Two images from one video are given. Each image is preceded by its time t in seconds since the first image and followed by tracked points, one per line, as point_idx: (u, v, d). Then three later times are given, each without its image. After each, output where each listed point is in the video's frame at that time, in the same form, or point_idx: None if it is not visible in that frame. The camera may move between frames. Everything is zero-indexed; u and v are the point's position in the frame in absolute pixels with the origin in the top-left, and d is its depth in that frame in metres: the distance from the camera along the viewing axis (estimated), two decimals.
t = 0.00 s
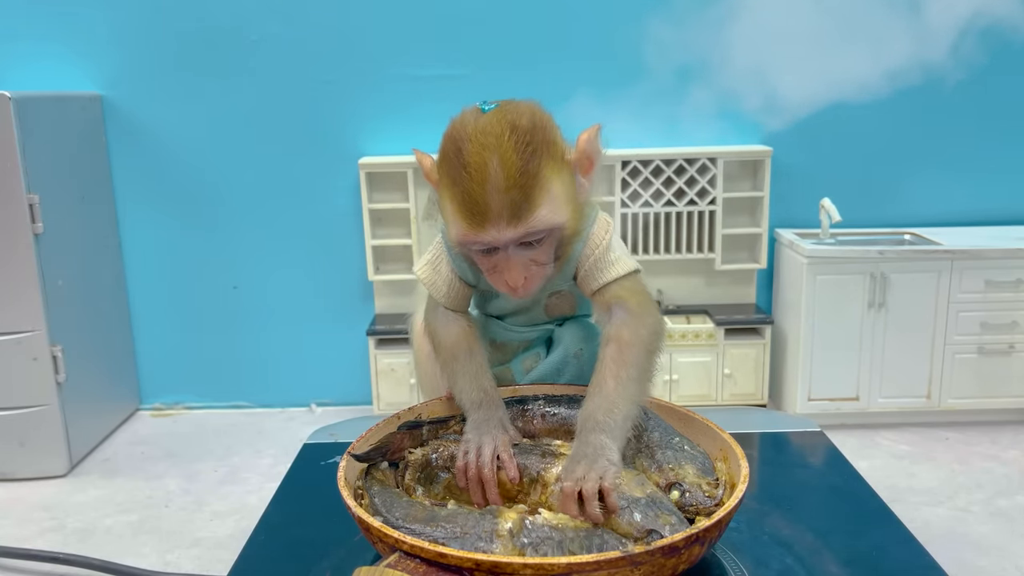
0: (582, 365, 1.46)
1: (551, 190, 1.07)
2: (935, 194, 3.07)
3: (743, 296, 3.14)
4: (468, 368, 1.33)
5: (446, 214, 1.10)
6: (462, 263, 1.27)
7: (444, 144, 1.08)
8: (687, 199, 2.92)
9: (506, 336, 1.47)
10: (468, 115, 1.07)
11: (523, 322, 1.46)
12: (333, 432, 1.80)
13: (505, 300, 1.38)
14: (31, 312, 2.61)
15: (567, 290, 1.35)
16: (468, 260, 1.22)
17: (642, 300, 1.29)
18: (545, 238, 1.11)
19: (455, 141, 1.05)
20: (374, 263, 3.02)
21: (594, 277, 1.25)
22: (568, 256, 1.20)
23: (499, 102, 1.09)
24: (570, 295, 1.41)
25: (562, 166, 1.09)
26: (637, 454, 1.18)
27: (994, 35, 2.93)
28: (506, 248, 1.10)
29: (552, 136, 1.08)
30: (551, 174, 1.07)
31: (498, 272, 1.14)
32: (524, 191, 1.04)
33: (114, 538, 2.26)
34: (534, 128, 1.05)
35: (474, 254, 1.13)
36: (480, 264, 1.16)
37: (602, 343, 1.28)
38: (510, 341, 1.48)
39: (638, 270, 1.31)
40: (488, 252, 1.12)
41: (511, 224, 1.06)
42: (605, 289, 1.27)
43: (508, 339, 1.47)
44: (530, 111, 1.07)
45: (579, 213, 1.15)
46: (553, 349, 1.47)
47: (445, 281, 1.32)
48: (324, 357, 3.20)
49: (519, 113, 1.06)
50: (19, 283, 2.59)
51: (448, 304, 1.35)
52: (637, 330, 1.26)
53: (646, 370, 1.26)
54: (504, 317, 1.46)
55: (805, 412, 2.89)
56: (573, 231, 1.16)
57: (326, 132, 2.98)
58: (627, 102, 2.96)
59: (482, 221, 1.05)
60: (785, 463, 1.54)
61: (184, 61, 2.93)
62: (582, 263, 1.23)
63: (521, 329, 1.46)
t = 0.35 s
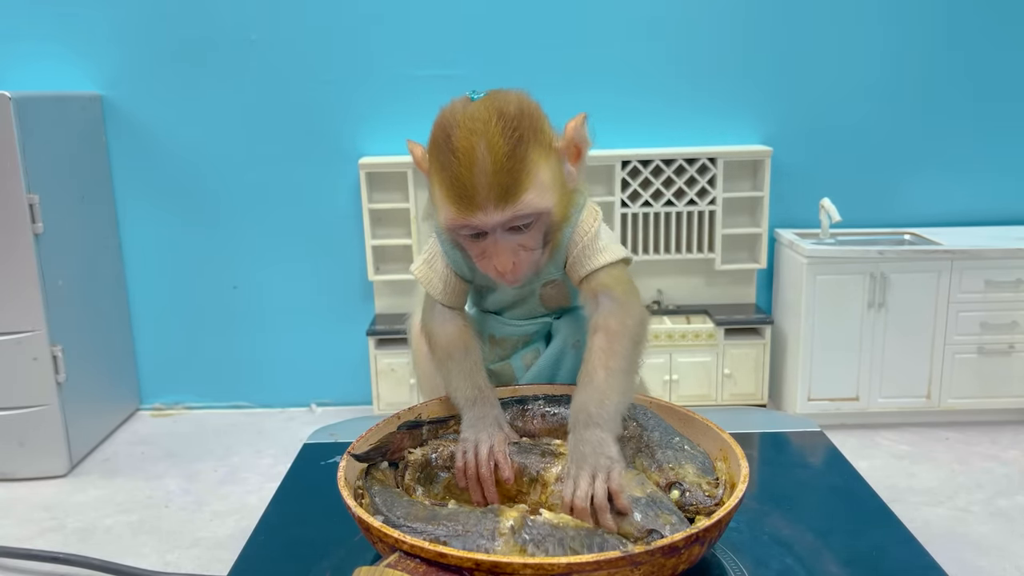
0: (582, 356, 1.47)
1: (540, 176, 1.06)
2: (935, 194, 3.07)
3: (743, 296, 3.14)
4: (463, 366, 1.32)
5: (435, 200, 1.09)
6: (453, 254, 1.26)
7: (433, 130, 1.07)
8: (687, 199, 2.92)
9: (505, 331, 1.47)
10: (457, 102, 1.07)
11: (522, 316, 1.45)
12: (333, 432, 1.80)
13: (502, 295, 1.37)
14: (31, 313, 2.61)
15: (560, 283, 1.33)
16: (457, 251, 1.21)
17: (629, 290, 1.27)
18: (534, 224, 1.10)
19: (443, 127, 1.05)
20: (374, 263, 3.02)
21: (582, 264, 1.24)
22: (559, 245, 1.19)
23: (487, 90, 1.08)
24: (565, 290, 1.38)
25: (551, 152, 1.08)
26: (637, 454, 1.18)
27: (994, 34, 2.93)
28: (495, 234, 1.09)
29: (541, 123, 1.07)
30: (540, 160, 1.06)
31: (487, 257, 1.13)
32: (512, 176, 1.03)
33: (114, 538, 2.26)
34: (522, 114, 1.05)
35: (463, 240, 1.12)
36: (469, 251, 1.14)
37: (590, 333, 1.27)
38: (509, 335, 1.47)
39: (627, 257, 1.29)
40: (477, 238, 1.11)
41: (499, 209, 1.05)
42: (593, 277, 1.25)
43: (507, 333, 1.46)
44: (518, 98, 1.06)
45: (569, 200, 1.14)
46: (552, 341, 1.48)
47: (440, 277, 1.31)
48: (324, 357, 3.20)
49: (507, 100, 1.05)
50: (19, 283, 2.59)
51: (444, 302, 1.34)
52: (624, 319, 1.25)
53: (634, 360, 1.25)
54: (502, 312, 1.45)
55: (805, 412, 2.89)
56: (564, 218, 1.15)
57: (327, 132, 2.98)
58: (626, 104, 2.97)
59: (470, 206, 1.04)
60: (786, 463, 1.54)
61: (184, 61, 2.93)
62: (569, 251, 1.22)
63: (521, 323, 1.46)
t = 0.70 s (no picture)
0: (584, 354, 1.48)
1: (581, 186, 1.06)
2: (935, 194, 3.07)
3: (743, 296, 3.14)
4: (453, 372, 1.29)
5: (473, 209, 1.08)
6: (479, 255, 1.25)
7: (471, 137, 1.06)
8: (687, 200, 2.92)
9: (511, 328, 1.50)
10: (497, 108, 1.05)
11: (526, 313, 1.49)
12: (333, 432, 1.80)
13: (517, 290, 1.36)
14: (31, 313, 2.61)
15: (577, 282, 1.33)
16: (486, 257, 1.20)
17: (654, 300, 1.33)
18: (573, 234, 1.10)
19: (484, 136, 1.03)
20: (374, 263, 3.02)
21: (614, 269, 1.26)
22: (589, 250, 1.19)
23: (525, 96, 1.07)
24: (580, 287, 1.41)
25: (590, 161, 1.08)
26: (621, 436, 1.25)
27: (993, 34, 2.93)
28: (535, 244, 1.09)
29: (580, 132, 1.07)
30: (580, 170, 1.06)
31: (523, 266, 1.13)
32: (556, 189, 1.03)
33: (114, 538, 2.26)
34: (564, 123, 1.04)
35: (501, 249, 1.12)
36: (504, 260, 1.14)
37: (620, 332, 1.31)
38: (513, 333, 1.52)
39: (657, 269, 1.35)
40: (515, 248, 1.10)
41: (542, 220, 1.05)
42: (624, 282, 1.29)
43: (512, 331, 1.50)
44: (558, 106, 1.05)
45: (604, 207, 1.13)
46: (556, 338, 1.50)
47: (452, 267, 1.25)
48: (324, 357, 3.20)
49: (548, 108, 1.04)
50: (19, 283, 2.59)
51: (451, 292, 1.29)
52: (655, 322, 1.30)
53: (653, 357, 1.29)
54: (508, 309, 1.48)
55: (805, 412, 2.89)
56: (599, 225, 1.15)
57: (326, 132, 2.98)
58: (625, 103, 2.97)
59: (513, 217, 1.04)
60: (785, 463, 1.54)
61: (185, 61, 2.93)
62: (604, 255, 1.23)
63: (526, 321, 1.50)
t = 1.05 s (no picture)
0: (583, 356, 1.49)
1: (589, 168, 1.09)
2: (935, 194, 3.07)
3: (743, 296, 3.14)
4: (465, 352, 1.37)
5: (483, 187, 1.11)
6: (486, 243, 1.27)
7: (483, 114, 1.09)
8: (687, 199, 2.92)
9: (512, 324, 1.52)
10: (510, 88, 1.09)
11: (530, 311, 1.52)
12: (333, 432, 1.80)
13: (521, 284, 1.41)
14: (31, 312, 2.61)
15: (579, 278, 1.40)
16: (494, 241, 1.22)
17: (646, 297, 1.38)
18: (579, 216, 1.13)
19: (496, 113, 1.06)
20: (374, 263, 3.02)
21: (613, 264, 1.33)
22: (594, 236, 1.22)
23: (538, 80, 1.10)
24: (581, 283, 1.48)
25: (598, 146, 1.11)
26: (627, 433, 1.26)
27: (993, 34, 2.93)
28: (542, 223, 1.11)
29: (590, 116, 1.10)
30: (589, 152, 1.09)
31: (528, 248, 1.15)
32: (565, 166, 1.06)
33: (114, 538, 2.26)
34: (575, 106, 1.07)
35: (509, 229, 1.14)
36: (510, 241, 1.16)
37: (616, 335, 1.35)
38: (514, 329, 1.54)
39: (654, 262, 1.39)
40: (523, 227, 1.13)
41: (550, 197, 1.07)
42: (619, 282, 1.36)
43: (514, 328, 1.53)
44: (570, 90, 1.09)
45: (609, 194, 1.17)
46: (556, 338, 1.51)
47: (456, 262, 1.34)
48: (324, 357, 3.20)
49: (560, 91, 1.07)
50: (20, 283, 2.59)
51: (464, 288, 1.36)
52: (648, 324, 1.35)
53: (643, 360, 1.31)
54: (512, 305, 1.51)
55: (805, 412, 2.89)
56: (604, 211, 1.18)
57: (326, 132, 2.98)
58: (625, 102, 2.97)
59: (522, 193, 1.07)
60: (785, 463, 1.54)
61: (185, 61, 2.94)
62: (603, 252, 1.31)
63: (527, 318, 1.52)
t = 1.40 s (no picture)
0: (583, 355, 1.50)
1: (599, 156, 1.10)
2: (935, 194, 3.07)
3: (743, 296, 3.14)
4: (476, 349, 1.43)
5: (493, 178, 1.10)
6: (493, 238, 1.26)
7: (491, 105, 1.09)
8: (687, 199, 2.92)
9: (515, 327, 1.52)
10: (517, 79, 1.09)
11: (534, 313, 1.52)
12: (333, 432, 1.80)
13: (530, 290, 1.44)
14: (31, 313, 2.61)
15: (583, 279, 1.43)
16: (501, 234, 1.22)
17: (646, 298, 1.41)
18: (589, 205, 1.14)
19: (506, 103, 1.06)
20: (374, 263, 3.02)
21: (614, 265, 1.37)
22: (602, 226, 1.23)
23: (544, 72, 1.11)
24: (583, 283, 1.50)
25: (605, 135, 1.12)
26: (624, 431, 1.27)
27: (994, 35, 2.93)
28: (554, 212, 1.11)
29: (597, 106, 1.11)
30: (599, 141, 1.10)
31: (540, 238, 1.15)
32: (577, 155, 1.06)
33: (114, 538, 2.26)
34: (583, 95, 1.08)
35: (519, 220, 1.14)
36: (520, 232, 1.16)
37: (617, 337, 1.39)
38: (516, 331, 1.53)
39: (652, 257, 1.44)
40: (534, 217, 1.12)
41: (564, 186, 1.07)
42: (619, 283, 1.39)
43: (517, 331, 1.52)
44: (577, 80, 1.10)
45: (617, 183, 1.17)
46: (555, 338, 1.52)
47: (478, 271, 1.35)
48: (324, 357, 3.20)
49: (568, 82, 1.08)
50: (20, 283, 2.59)
51: (487, 299, 1.37)
52: (648, 324, 1.39)
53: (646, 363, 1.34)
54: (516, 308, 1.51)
55: (805, 412, 2.89)
56: (613, 201, 1.18)
57: (325, 133, 2.98)
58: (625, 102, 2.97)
59: (535, 182, 1.06)
60: (785, 463, 1.54)
61: (184, 61, 2.94)
62: (605, 253, 1.35)
63: (529, 320, 1.52)
